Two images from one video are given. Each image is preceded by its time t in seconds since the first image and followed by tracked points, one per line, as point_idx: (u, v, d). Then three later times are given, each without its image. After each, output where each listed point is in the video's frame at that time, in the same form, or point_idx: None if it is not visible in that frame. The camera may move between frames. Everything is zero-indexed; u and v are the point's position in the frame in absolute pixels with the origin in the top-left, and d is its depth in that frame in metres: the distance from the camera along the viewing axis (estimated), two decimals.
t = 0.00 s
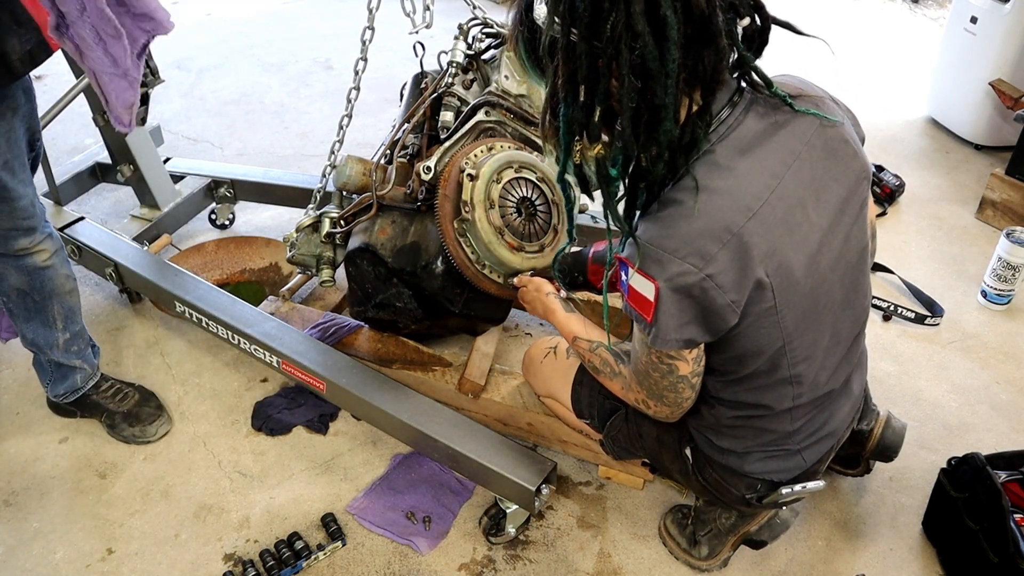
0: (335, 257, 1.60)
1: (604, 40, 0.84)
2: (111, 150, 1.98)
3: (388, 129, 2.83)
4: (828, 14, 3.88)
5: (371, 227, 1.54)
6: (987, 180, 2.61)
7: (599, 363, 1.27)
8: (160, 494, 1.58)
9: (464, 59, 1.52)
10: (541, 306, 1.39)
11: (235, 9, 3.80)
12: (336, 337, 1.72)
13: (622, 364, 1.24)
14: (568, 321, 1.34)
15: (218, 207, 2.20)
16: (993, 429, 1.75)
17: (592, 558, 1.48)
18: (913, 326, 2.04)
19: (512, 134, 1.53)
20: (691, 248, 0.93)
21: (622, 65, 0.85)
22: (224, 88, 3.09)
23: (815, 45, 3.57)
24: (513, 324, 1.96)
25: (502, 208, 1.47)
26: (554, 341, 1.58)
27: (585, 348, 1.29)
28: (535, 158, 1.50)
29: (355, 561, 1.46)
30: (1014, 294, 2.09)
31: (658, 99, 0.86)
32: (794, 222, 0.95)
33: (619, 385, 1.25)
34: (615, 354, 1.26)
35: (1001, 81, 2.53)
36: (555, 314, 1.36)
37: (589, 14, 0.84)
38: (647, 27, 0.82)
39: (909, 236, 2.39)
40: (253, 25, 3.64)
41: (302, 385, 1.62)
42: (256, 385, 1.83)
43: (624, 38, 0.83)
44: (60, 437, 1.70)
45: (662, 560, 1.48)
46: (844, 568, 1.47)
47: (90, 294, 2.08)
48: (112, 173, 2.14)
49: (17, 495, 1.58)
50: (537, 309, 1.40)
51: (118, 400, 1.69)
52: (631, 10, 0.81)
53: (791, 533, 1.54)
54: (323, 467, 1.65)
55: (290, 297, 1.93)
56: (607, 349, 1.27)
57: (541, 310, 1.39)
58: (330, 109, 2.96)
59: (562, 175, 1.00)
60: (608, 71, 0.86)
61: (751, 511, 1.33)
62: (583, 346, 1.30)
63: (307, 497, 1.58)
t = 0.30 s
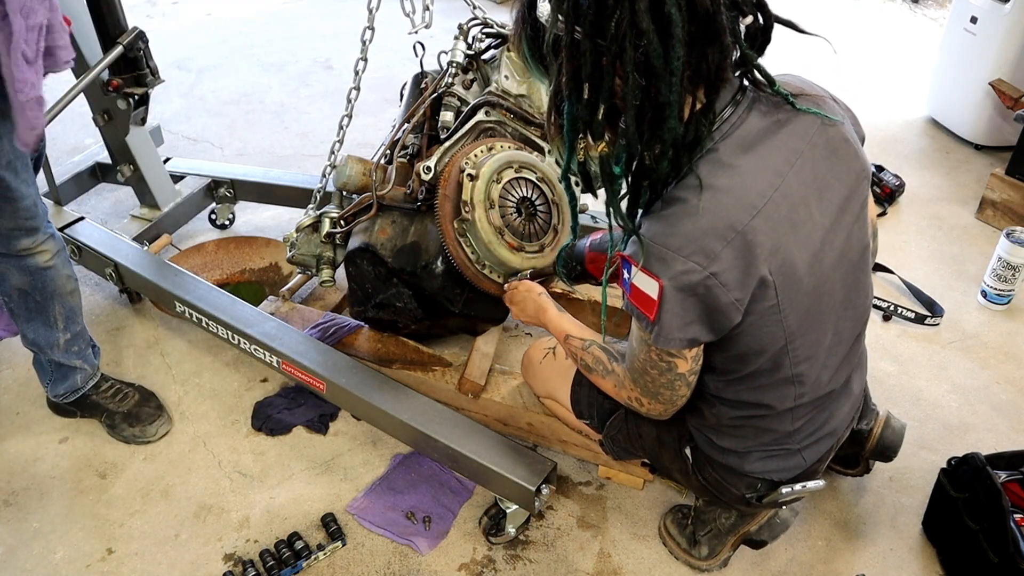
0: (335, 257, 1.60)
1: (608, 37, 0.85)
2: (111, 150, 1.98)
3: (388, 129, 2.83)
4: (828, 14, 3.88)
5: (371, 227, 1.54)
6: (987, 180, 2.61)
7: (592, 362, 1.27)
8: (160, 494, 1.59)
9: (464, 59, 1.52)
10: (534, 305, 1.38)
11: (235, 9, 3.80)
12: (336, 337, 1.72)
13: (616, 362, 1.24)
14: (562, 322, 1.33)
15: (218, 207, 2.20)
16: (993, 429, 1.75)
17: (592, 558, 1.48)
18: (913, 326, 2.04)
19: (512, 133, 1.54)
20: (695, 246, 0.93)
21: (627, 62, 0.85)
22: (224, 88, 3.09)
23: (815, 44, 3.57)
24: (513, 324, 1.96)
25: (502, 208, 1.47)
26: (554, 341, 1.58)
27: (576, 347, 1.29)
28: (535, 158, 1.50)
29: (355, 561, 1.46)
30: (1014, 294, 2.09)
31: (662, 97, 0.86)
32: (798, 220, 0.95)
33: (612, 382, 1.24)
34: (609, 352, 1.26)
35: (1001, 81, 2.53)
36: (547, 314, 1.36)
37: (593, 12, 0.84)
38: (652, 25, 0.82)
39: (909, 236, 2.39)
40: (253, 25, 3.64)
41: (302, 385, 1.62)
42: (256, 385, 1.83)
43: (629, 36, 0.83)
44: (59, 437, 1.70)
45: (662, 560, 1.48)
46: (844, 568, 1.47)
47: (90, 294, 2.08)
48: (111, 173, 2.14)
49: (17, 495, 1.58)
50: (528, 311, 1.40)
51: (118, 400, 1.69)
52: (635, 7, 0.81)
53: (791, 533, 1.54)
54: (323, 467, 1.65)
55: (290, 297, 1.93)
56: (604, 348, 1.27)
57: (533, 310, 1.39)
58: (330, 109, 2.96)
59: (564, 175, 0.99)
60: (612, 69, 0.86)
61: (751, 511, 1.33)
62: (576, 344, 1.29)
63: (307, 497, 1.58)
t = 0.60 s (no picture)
0: (335, 257, 1.60)
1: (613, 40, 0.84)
2: (111, 150, 1.98)
3: (388, 129, 2.83)
4: (828, 14, 3.88)
5: (371, 228, 1.54)
6: (986, 180, 2.61)
7: (597, 358, 1.27)
8: (160, 493, 1.59)
9: (464, 59, 1.52)
10: (540, 298, 1.38)
11: (235, 9, 3.80)
12: (336, 337, 1.72)
13: (620, 359, 1.24)
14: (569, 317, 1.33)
15: (218, 207, 2.21)
16: (993, 429, 1.75)
17: (592, 557, 1.48)
18: (913, 326, 2.04)
19: (512, 133, 1.54)
20: (698, 247, 0.93)
21: (632, 65, 0.84)
22: (224, 88, 3.09)
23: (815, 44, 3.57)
24: (513, 324, 1.96)
25: (502, 208, 1.47)
26: (553, 341, 1.58)
27: (580, 342, 1.29)
28: (535, 158, 1.51)
29: (355, 561, 1.46)
30: (1014, 294, 2.09)
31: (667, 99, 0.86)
32: (800, 221, 0.95)
33: (614, 380, 1.24)
34: (612, 349, 1.26)
35: (1001, 81, 2.53)
36: (553, 309, 1.36)
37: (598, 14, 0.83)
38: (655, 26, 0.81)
39: (908, 236, 2.39)
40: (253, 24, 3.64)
41: (303, 385, 1.62)
42: (256, 385, 1.83)
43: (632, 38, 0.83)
44: (59, 437, 1.70)
45: (662, 560, 1.48)
46: (844, 568, 1.47)
47: (90, 294, 2.08)
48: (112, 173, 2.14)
49: (17, 495, 1.58)
50: (532, 304, 1.40)
51: (118, 400, 1.69)
52: (639, 9, 0.81)
53: (791, 533, 1.54)
54: (323, 467, 1.65)
55: (290, 297, 1.93)
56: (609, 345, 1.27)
57: (538, 304, 1.39)
58: (330, 109, 2.97)
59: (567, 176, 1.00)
60: (615, 71, 0.86)
61: (751, 511, 1.33)
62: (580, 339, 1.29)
63: (307, 497, 1.58)
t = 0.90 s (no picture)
0: (335, 257, 1.60)
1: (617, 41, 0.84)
2: (111, 150, 1.98)
3: (388, 129, 2.83)
4: (828, 14, 3.88)
5: (371, 228, 1.54)
6: (986, 180, 2.61)
7: (598, 356, 1.27)
8: (160, 494, 1.58)
9: (464, 59, 1.52)
10: (541, 298, 1.39)
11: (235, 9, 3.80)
12: (336, 337, 1.72)
13: (621, 358, 1.23)
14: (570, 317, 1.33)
15: (218, 207, 2.20)
16: (993, 429, 1.75)
17: (592, 557, 1.48)
18: (913, 326, 2.04)
19: (512, 133, 1.55)
20: (702, 249, 0.93)
21: (636, 65, 0.85)
22: (224, 88, 3.09)
23: (815, 45, 3.56)
24: (513, 324, 1.96)
25: (502, 208, 1.47)
26: (553, 342, 1.58)
27: (581, 341, 1.29)
28: (535, 158, 1.51)
29: (355, 561, 1.46)
30: (1014, 294, 2.09)
31: (672, 99, 0.86)
32: (804, 222, 0.95)
33: (615, 378, 1.24)
34: (612, 347, 1.26)
35: (1001, 81, 2.53)
36: (554, 308, 1.36)
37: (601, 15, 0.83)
38: (661, 27, 0.82)
39: (908, 235, 2.39)
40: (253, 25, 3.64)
41: (303, 386, 1.62)
42: (256, 385, 1.83)
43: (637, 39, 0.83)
44: (60, 437, 1.70)
45: (662, 560, 1.48)
46: (844, 568, 1.47)
47: (90, 294, 2.08)
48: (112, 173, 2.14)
49: (17, 495, 1.58)
50: (534, 304, 1.40)
51: (118, 400, 1.69)
52: (645, 10, 0.81)
53: (791, 533, 1.54)
54: (323, 467, 1.65)
55: (290, 297, 1.93)
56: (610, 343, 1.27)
57: (539, 304, 1.39)
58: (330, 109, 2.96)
59: (571, 177, 0.99)
60: (621, 73, 0.86)
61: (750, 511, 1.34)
62: (581, 338, 1.29)
63: (307, 498, 1.58)
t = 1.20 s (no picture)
0: (335, 257, 1.60)
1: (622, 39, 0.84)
2: (111, 151, 1.98)
3: (388, 129, 2.83)
4: (828, 14, 3.88)
5: (371, 228, 1.54)
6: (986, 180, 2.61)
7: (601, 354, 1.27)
8: (160, 493, 1.58)
9: (464, 59, 1.52)
10: (544, 298, 1.39)
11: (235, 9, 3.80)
12: (336, 337, 1.72)
13: (622, 356, 1.23)
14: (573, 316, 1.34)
15: (218, 207, 2.21)
16: (993, 429, 1.75)
17: (592, 558, 1.48)
18: (913, 326, 2.04)
19: (512, 133, 1.55)
20: (704, 246, 0.93)
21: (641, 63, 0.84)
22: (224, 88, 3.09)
23: (815, 44, 3.56)
24: (513, 324, 1.96)
25: (502, 208, 1.47)
26: (552, 342, 1.58)
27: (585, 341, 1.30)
28: (535, 158, 1.51)
29: (355, 561, 1.46)
30: (1014, 294, 2.09)
31: (677, 96, 0.86)
32: (806, 221, 0.95)
33: (616, 375, 1.24)
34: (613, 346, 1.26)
35: (1001, 81, 2.53)
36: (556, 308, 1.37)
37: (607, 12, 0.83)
38: (668, 25, 0.81)
39: (908, 235, 2.39)
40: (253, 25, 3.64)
41: (303, 386, 1.62)
42: (256, 385, 1.83)
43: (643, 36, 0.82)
44: (60, 437, 1.70)
45: (662, 560, 1.48)
46: (844, 568, 1.47)
47: (90, 294, 2.08)
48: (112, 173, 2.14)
49: (17, 495, 1.58)
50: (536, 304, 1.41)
51: (118, 400, 1.69)
52: (652, 8, 0.80)
53: (791, 533, 1.54)
54: (323, 467, 1.65)
55: (290, 297, 1.93)
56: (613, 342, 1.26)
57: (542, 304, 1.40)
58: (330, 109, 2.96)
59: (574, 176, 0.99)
60: (627, 71, 0.86)
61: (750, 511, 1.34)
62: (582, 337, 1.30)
63: (307, 498, 1.58)
